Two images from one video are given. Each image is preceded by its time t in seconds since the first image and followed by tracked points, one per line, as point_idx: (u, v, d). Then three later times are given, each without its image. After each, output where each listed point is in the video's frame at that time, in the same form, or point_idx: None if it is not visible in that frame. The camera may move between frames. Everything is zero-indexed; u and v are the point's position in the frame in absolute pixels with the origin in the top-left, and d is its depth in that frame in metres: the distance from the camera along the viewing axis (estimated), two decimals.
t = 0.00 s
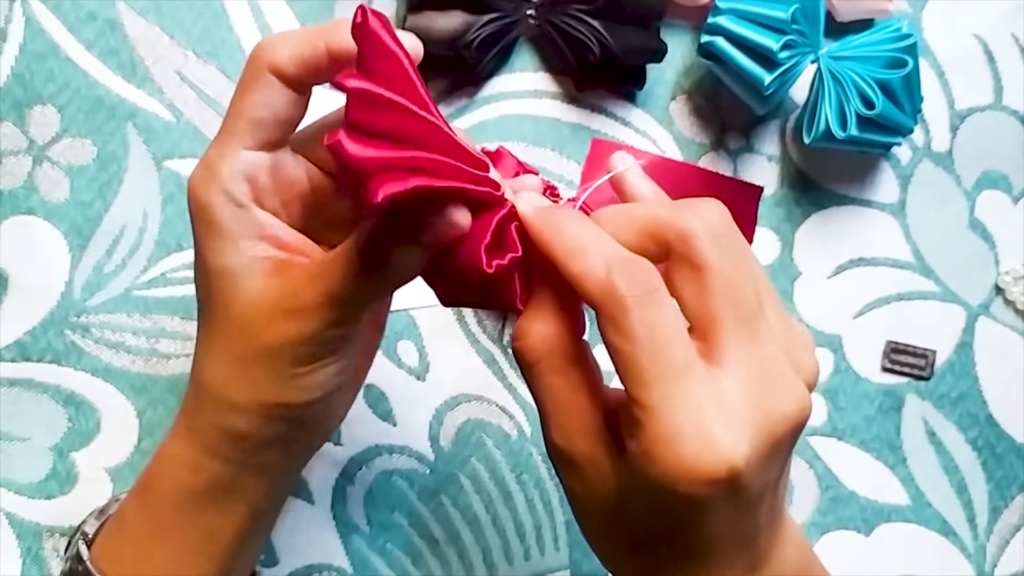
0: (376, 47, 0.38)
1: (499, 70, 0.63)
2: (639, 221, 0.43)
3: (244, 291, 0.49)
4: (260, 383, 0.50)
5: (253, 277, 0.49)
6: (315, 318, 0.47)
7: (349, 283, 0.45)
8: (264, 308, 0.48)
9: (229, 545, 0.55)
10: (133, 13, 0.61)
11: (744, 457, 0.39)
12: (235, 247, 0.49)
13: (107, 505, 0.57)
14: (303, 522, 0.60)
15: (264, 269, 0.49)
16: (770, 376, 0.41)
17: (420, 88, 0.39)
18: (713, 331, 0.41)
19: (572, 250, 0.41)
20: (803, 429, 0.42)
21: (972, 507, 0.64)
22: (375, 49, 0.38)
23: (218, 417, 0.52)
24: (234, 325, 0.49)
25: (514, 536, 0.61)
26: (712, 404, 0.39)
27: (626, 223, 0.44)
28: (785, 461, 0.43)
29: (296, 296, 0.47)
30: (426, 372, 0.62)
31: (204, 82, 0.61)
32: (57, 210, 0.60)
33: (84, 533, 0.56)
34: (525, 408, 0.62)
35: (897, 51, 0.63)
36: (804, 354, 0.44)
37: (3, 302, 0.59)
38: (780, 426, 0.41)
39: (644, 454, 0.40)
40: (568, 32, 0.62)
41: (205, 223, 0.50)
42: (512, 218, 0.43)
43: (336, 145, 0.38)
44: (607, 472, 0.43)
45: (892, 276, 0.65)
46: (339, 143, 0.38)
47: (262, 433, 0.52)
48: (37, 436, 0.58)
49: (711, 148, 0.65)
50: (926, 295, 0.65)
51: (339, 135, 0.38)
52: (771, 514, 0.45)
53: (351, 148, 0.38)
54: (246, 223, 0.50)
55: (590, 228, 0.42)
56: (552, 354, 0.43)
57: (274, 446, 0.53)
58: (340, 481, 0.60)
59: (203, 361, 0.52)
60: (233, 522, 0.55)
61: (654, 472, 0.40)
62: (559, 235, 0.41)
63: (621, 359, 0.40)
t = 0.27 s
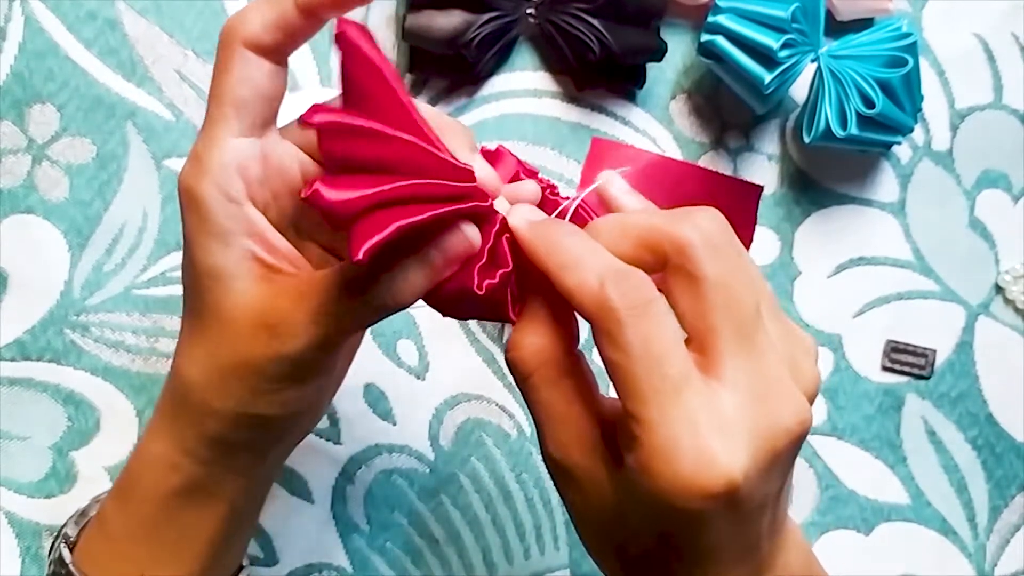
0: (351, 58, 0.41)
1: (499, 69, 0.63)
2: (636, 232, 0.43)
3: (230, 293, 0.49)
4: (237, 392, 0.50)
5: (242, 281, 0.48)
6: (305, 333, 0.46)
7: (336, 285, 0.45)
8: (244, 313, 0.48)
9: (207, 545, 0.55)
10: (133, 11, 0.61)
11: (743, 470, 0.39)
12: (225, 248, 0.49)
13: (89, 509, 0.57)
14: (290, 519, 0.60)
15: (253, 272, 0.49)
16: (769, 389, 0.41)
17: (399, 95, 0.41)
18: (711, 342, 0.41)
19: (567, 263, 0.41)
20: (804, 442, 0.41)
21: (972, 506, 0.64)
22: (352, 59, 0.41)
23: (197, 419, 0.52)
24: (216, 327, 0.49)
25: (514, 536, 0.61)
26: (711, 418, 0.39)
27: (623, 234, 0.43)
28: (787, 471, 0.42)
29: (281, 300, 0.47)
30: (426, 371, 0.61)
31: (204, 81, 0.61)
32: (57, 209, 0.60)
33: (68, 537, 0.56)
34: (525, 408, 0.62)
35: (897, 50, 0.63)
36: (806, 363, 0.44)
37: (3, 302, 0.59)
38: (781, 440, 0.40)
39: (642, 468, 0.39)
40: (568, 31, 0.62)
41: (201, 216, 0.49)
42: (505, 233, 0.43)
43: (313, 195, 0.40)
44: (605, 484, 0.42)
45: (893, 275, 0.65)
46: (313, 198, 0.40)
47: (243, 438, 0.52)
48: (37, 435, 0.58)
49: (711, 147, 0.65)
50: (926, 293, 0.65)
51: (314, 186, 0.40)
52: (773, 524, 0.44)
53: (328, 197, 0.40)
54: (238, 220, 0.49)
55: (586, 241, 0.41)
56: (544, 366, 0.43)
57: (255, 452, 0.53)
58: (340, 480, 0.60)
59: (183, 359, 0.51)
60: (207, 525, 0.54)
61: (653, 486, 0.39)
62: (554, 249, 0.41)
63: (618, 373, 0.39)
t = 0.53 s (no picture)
0: (356, 46, 0.41)
1: (499, 69, 0.63)
2: (622, 232, 0.43)
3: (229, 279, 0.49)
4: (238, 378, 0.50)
5: (242, 266, 0.49)
6: (296, 319, 0.46)
7: (320, 274, 0.45)
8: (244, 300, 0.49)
9: (210, 538, 0.55)
10: (133, 12, 0.61)
11: (745, 456, 0.39)
12: (228, 235, 0.50)
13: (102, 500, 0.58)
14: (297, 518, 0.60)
15: (253, 257, 0.49)
16: (762, 375, 0.41)
17: (398, 93, 0.41)
18: (705, 334, 0.41)
19: (562, 262, 0.41)
20: (798, 428, 0.41)
21: (972, 506, 0.64)
22: (356, 49, 0.41)
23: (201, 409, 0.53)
24: (218, 312, 0.50)
25: (514, 536, 0.61)
26: (711, 405, 0.39)
27: (610, 234, 0.44)
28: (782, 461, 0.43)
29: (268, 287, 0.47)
30: (426, 372, 0.62)
31: (204, 81, 0.61)
32: (57, 210, 0.60)
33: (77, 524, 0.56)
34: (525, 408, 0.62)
35: (896, 50, 0.63)
36: (796, 351, 0.44)
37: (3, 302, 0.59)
38: (777, 426, 0.40)
39: (646, 461, 0.39)
40: (568, 31, 0.62)
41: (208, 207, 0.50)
42: (491, 238, 0.43)
43: (286, 145, 0.38)
44: (603, 488, 0.42)
45: (893, 276, 0.65)
46: (284, 149, 0.38)
47: (243, 428, 0.53)
48: (37, 436, 0.58)
49: (711, 147, 0.65)
50: (926, 294, 0.65)
51: (287, 136, 0.38)
52: (766, 517, 0.44)
53: (301, 151, 0.38)
54: (243, 207, 0.50)
55: (577, 241, 0.41)
56: (542, 372, 0.42)
57: (253, 442, 0.53)
58: (340, 480, 0.60)
59: (191, 351, 0.52)
60: (214, 518, 0.55)
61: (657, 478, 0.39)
62: (547, 252, 0.41)
63: (619, 364, 0.39)
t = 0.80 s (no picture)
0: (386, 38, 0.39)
1: (499, 68, 0.63)
2: (610, 240, 0.42)
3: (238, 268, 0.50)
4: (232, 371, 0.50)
5: (251, 253, 0.50)
6: (282, 304, 0.46)
7: (311, 266, 0.44)
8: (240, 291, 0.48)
9: (208, 533, 0.55)
10: (132, 11, 0.61)
11: (739, 465, 0.39)
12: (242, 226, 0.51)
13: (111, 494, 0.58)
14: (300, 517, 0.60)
15: (264, 246, 0.50)
16: (753, 383, 0.41)
17: (416, 93, 0.40)
18: (696, 342, 0.41)
19: (553, 273, 0.40)
20: (788, 432, 0.42)
21: (972, 506, 0.64)
22: (384, 42, 0.39)
23: (204, 399, 0.53)
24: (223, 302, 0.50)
25: (514, 536, 0.61)
26: (706, 415, 0.39)
27: (598, 242, 0.43)
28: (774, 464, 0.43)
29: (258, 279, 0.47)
30: (426, 371, 0.61)
31: (203, 81, 0.61)
32: (56, 209, 0.60)
33: (88, 514, 0.56)
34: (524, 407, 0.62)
35: (897, 49, 0.63)
36: (784, 354, 0.44)
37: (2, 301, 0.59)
38: (768, 431, 0.41)
39: (641, 471, 0.39)
40: (568, 31, 0.62)
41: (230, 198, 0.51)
42: (481, 249, 0.42)
43: (286, 107, 0.36)
44: (600, 494, 0.42)
45: (893, 275, 0.65)
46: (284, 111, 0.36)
47: (238, 418, 0.52)
48: (36, 435, 0.58)
49: (711, 146, 0.65)
50: (926, 293, 0.65)
51: (290, 100, 0.36)
52: (760, 518, 0.45)
53: (301, 118, 0.36)
54: (260, 197, 0.51)
55: (567, 249, 0.41)
56: (536, 384, 0.42)
57: (246, 433, 0.53)
58: (340, 480, 0.60)
59: (199, 343, 0.53)
60: (214, 512, 0.55)
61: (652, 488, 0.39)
62: (537, 263, 0.40)
63: (613, 377, 0.39)
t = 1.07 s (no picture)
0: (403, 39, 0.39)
1: (498, 67, 0.63)
2: (603, 242, 0.42)
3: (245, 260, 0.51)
4: (224, 364, 0.50)
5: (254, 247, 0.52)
6: (273, 293, 0.46)
7: (304, 258, 0.44)
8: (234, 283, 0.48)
9: (202, 529, 0.55)
10: (130, 10, 0.61)
11: (734, 468, 0.39)
12: (248, 223, 0.52)
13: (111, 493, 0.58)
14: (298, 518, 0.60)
15: (264, 239, 0.52)
16: (747, 385, 0.41)
17: (425, 92, 0.39)
18: (690, 345, 0.41)
19: (545, 278, 0.39)
20: (782, 432, 0.42)
21: (972, 505, 0.64)
22: (399, 44, 0.39)
23: (198, 394, 0.53)
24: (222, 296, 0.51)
25: (513, 536, 0.60)
26: (701, 420, 0.39)
27: (591, 244, 0.42)
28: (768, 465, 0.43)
29: (248, 270, 0.47)
30: (425, 371, 0.61)
31: (202, 80, 0.61)
32: (54, 209, 0.59)
33: (88, 510, 0.56)
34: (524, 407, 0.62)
35: (897, 48, 0.63)
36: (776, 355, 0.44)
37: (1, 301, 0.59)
38: (762, 433, 0.41)
39: (636, 476, 0.39)
40: (567, 30, 0.62)
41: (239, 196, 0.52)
42: (472, 255, 0.41)
43: (294, 85, 0.36)
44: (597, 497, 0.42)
45: (893, 275, 0.65)
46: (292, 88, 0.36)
47: (231, 414, 0.52)
48: (34, 436, 0.58)
49: (710, 146, 0.65)
50: (926, 293, 0.65)
51: (298, 79, 0.36)
52: (756, 516, 0.45)
53: (305, 98, 0.36)
54: (265, 192, 0.52)
55: (559, 252, 0.40)
56: (532, 387, 0.41)
57: (237, 428, 0.53)
58: (339, 480, 0.60)
59: (196, 339, 0.53)
60: (208, 509, 0.55)
61: (647, 493, 0.39)
62: (530, 267, 0.39)
63: (607, 383, 0.39)
